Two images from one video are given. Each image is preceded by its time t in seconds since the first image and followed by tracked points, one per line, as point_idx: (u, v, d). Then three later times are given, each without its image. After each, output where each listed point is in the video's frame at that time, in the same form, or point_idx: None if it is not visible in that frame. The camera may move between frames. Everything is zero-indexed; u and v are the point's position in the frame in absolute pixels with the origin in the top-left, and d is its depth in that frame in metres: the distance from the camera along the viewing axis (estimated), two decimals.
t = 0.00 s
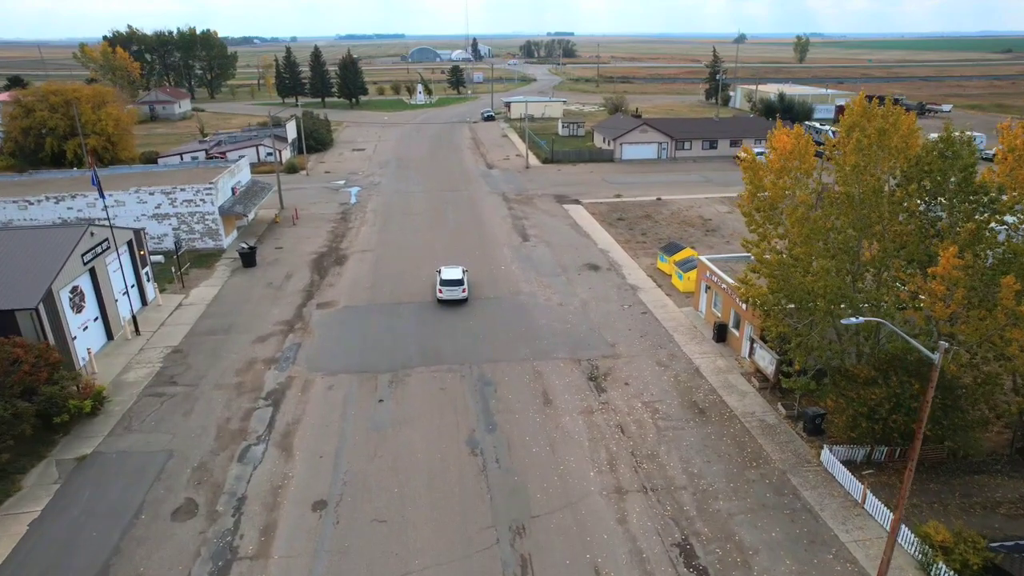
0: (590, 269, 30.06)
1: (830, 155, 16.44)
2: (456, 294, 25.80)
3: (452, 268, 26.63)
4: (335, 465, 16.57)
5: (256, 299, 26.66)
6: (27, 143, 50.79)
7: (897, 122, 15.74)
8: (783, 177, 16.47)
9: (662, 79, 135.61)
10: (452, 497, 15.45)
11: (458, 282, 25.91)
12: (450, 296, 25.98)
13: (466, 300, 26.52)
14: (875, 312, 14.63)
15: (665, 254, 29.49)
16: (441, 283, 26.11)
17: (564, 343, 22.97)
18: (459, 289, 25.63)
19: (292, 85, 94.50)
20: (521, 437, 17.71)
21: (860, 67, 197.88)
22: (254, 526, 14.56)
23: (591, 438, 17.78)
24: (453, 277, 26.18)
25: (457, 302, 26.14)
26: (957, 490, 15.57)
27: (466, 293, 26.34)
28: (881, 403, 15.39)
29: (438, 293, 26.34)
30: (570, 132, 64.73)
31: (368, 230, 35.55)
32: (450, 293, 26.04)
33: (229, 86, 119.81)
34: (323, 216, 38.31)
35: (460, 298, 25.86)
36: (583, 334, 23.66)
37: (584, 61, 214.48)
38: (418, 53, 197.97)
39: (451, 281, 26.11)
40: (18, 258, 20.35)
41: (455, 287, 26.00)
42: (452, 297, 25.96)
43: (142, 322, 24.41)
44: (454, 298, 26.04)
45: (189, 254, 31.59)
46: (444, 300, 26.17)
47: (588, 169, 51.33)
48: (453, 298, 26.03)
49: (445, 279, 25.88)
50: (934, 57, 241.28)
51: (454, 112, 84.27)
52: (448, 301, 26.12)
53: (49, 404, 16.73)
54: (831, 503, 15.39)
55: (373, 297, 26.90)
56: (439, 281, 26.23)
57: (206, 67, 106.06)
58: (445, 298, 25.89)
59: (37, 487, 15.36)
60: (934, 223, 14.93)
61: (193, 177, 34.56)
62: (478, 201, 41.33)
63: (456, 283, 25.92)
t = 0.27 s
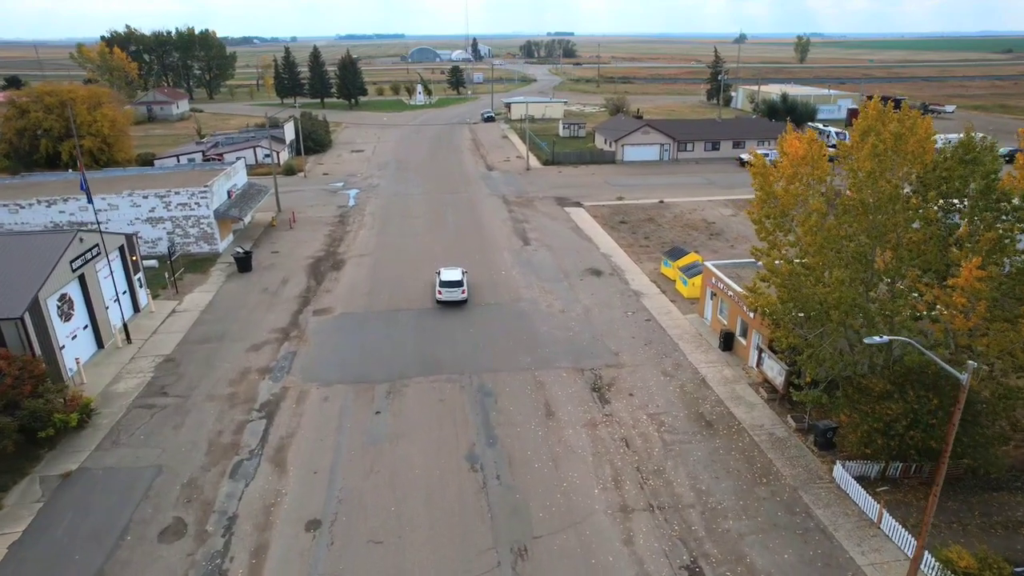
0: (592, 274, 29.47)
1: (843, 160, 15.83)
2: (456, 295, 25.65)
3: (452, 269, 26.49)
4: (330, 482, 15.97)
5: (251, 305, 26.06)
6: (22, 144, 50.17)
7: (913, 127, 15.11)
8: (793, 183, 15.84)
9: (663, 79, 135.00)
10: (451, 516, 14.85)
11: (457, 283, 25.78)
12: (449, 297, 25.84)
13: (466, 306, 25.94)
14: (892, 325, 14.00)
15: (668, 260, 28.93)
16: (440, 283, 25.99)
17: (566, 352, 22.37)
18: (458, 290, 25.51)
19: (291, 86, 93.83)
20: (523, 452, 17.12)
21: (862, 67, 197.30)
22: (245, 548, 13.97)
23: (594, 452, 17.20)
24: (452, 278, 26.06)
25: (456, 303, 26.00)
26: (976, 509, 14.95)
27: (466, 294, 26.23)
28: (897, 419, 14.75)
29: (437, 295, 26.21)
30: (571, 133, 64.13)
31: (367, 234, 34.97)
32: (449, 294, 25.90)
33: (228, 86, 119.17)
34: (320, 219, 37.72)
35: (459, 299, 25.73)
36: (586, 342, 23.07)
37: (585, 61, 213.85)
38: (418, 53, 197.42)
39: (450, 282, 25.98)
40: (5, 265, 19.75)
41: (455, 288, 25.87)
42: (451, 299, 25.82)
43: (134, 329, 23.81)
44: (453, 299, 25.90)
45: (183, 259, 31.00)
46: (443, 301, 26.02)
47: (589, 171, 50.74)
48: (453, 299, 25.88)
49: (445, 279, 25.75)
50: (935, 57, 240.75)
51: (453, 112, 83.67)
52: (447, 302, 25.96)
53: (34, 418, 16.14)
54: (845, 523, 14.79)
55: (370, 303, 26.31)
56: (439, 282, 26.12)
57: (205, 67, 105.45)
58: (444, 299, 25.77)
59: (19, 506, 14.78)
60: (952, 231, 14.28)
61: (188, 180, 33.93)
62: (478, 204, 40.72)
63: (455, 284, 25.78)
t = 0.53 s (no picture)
0: (594, 279, 28.91)
1: (857, 165, 15.26)
2: (455, 297, 25.62)
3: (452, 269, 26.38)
4: (324, 500, 15.40)
5: (246, 311, 25.48)
6: (17, 145, 49.66)
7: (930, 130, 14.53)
8: (805, 188, 15.27)
9: (664, 79, 134.45)
10: (450, 536, 14.29)
11: (456, 284, 25.74)
12: (448, 299, 25.82)
13: (466, 313, 25.38)
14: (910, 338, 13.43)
15: (672, 264, 28.37)
16: (440, 285, 25.93)
17: (569, 360, 21.80)
18: (458, 292, 25.49)
19: (290, 86, 93.21)
20: (524, 467, 16.55)
21: (863, 67, 196.72)
22: (235, 570, 13.40)
23: (598, 467, 16.64)
24: (452, 279, 26.00)
25: (455, 304, 26.02)
26: (996, 528, 14.38)
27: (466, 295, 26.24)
28: (914, 435, 14.17)
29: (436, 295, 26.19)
30: (572, 134, 63.55)
31: (365, 237, 34.40)
32: (449, 296, 25.86)
33: (227, 86, 118.60)
34: (318, 222, 37.15)
35: (459, 300, 25.74)
36: (589, 350, 22.50)
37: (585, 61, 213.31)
38: (418, 53, 196.92)
39: (450, 283, 25.93)
40: None
41: (454, 290, 25.83)
42: (450, 300, 25.81)
43: (125, 337, 23.24)
44: (453, 300, 25.90)
45: (178, 263, 30.44)
46: (443, 303, 26.00)
47: (591, 172, 50.18)
48: (452, 300, 25.88)
49: (444, 281, 25.67)
50: (936, 57, 240.25)
51: (453, 113, 83.13)
52: (447, 303, 25.95)
53: (17, 432, 15.58)
54: (860, 542, 14.22)
55: (368, 309, 25.73)
56: (438, 283, 26.06)
57: (203, 68, 104.90)
58: (444, 300, 25.74)
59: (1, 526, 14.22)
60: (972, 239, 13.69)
61: (183, 183, 33.37)
62: (478, 206, 40.18)
63: (455, 285, 25.73)
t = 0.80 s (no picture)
0: (596, 284, 28.39)
1: (871, 169, 14.67)
2: (456, 299, 25.60)
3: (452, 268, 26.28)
4: (320, 517, 14.86)
5: (241, 317, 24.95)
6: (12, 146, 49.10)
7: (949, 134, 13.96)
8: (817, 194, 14.73)
9: (664, 79, 134.03)
10: (450, 556, 13.74)
11: (456, 285, 25.72)
12: (448, 299, 25.82)
13: (466, 319, 24.86)
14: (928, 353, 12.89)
15: (676, 268, 27.85)
16: (439, 285, 25.90)
17: (571, 369, 21.26)
18: (458, 293, 25.48)
19: (289, 86, 92.62)
20: (526, 481, 16.03)
21: (864, 67, 196.17)
22: None
23: (603, 481, 16.10)
24: (452, 279, 25.94)
25: (456, 306, 25.97)
26: (1016, 547, 13.85)
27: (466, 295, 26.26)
28: (933, 451, 13.59)
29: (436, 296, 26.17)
30: (572, 135, 63.03)
31: (363, 240, 33.89)
32: (449, 297, 25.80)
33: (226, 87, 118.08)
34: (316, 225, 36.62)
35: (459, 301, 25.78)
36: (592, 358, 21.97)
37: (585, 61, 212.79)
38: (418, 53, 196.58)
39: (450, 283, 25.89)
40: None
41: (454, 290, 25.81)
42: (450, 301, 25.81)
43: (117, 344, 22.70)
44: (453, 301, 25.92)
45: (173, 267, 29.92)
46: (442, 303, 26.01)
47: (592, 174, 49.66)
48: (452, 301, 25.89)
49: (444, 282, 25.60)
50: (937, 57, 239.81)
51: (453, 113, 82.64)
52: (447, 305, 25.87)
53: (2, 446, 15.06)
54: (875, 562, 13.68)
55: (366, 315, 25.20)
56: (438, 283, 26.00)
57: (202, 68, 104.49)
58: (444, 301, 25.73)
59: None
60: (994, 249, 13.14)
61: (178, 185, 32.83)
62: (479, 208, 39.67)
63: (455, 286, 25.69)
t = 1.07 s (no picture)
0: (599, 287, 27.99)
1: (884, 173, 14.19)
2: (456, 298, 25.74)
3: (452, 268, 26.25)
4: (317, 531, 14.44)
5: (238, 322, 24.52)
6: (8, 147, 48.69)
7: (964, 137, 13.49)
8: (828, 199, 14.29)
9: (665, 80, 133.70)
10: (450, 572, 13.32)
11: (457, 286, 25.72)
12: (448, 299, 25.87)
13: (467, 324, 24.44)
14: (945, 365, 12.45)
15: (680, 272, 27.45)
16: (439, 285, 25.88)
17: (574, 376, 20.85)
18: (458, 293, 25.50)
19: (288, 86, 92.22)
20: (529, 493, 15.61)
21: (865, 66, 196.11)
22: None
23: (607, 494, 15.69)
24: (451, 280, 25.92)
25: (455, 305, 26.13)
26: None
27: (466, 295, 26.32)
28: (949, 465, 13.16)
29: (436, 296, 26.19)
30: (573, 135, 62.64)
31: (363, 243, 33.49)
32: (449, 296, 25.92)
33: (225, 87, 117.67)
34: (314, 227, 36.21)
35: (459, 301, 25.83)
36: (595, 364, 21.56)
37: (585, 61, 212.57)
38: (418, 53, 196.30)
39: (450, 283, 25.90)
40: None
41: (454, 290, 25.83)
42: (450, 301, 25.85)
43: (111, 350, 22.29)
44: (453, 301, 25.96)
45: (169, 270, 29.51)
46: (442, 303, 26.04)
47: (593, 175, 49.26)
48: (452, 301, 25.92)
49: (444, 282, 25.58)
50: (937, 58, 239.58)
51: (453, 114, 82.29)
52: (447, 304, 26.01)
53: None
54: None
55: (365, 320, 24.79)
56: (438, 283, 25.97)
57: (201, 68, 104.14)
58: (444, 301, 25.76)
59: None
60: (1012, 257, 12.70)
61: (175, 187, 32.41)
62: (479, 210, 39.27)
63: (455, 287, 25.71)
